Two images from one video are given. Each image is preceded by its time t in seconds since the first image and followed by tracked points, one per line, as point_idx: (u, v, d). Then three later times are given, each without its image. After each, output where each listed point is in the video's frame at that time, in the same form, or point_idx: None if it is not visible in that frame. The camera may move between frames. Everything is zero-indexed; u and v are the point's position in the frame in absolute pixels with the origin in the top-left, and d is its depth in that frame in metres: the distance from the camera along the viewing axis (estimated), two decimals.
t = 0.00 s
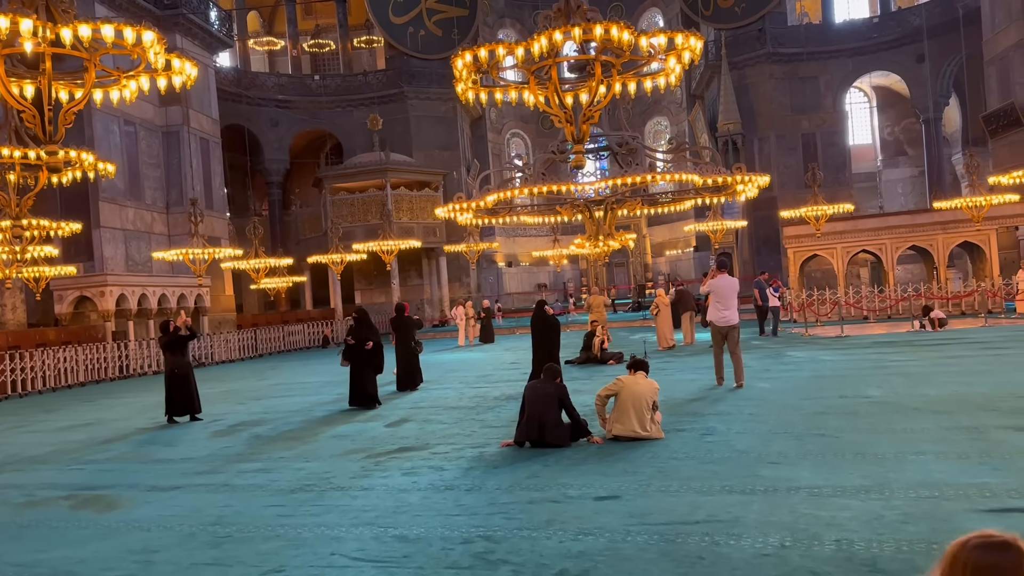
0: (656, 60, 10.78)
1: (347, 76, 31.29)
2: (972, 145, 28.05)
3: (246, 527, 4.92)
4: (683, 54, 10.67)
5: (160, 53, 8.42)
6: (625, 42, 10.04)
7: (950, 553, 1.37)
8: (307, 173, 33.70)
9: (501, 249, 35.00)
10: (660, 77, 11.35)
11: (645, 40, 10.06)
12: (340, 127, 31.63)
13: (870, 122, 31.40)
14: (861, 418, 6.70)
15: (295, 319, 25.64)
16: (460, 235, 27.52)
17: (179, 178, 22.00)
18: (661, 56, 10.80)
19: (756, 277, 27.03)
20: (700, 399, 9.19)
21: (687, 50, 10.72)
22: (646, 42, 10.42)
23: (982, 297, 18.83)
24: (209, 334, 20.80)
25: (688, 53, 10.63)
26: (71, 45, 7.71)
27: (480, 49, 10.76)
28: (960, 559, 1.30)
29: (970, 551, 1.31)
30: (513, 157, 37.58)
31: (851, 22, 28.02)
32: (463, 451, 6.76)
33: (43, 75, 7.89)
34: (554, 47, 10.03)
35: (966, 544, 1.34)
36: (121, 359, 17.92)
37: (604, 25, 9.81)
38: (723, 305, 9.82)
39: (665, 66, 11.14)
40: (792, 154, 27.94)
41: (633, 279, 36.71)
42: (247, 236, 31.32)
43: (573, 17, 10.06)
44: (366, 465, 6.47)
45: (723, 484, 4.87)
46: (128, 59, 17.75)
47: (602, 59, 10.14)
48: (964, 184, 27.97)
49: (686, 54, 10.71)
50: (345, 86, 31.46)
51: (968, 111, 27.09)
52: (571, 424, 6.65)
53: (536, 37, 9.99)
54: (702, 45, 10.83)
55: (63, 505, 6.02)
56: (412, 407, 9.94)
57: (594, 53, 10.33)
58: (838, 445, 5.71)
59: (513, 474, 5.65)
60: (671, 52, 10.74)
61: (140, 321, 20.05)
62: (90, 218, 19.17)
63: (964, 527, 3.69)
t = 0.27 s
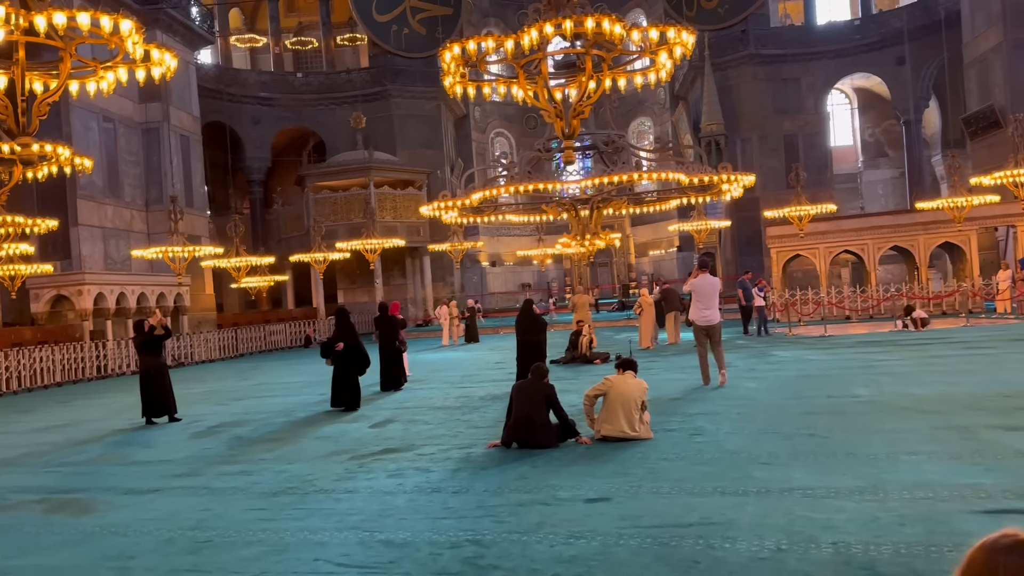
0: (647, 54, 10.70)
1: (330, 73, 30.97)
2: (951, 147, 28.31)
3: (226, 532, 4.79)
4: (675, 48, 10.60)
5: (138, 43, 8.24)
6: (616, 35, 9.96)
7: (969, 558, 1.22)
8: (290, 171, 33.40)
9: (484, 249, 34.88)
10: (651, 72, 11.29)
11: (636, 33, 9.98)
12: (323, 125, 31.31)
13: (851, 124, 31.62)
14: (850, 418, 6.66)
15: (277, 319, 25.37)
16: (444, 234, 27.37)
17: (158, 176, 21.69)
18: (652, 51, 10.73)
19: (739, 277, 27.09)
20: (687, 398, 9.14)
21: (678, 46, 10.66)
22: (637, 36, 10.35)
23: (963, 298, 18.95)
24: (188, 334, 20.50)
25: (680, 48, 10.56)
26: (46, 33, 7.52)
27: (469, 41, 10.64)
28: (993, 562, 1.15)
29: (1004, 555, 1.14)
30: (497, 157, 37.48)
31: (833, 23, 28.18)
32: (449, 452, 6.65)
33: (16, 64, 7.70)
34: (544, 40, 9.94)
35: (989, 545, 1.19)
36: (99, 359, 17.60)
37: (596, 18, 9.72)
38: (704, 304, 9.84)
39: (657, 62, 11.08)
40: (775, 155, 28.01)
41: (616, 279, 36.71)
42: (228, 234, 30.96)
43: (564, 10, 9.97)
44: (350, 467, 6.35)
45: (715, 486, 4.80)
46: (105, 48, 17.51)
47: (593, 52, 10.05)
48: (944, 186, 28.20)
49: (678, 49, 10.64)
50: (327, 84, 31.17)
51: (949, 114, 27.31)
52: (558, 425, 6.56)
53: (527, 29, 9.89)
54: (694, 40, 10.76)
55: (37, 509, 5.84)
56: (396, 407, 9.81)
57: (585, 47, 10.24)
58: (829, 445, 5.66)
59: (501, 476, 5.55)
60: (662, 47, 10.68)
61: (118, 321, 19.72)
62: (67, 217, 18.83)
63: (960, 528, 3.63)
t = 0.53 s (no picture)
0: (646, 49, 10.62)
1: (317, 71, 30.67)
2: (936, 149, 28.47)
3: (210, 539, 4.63)
4: (674, 44, 10.53)
5: (121, 35, 8.04)
6: (615, 29, 9.87)
7: None
8: (275, 169, 33.12)
9: (472, 248, 34.74)
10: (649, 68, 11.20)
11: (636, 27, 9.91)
12: (309, 123, 30.98)
13: (838, 125, 31.74)
14: (847, 420, 6.58)
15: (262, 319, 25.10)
16: (431, 233, 27.20)
17: (142, 174, 21.39)
18: (652, 46, 10.65)
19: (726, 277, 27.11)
20: (680, 399, 9.05)
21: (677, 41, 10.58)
22: (636, 30, 10.26)
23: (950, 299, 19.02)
24: (172, 333, 20.24)
25: (679, 43, 10.50)
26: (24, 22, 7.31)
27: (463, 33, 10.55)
28: None
29: None
30: (485, 156, 37.34)
31: (820, 24, 28.24)
32: (439, 455, 6.51)
33: None
34: (541, 33, 9.87)
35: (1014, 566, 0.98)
36: (81, 359, 17.31)
37: (595, 10, 9.62)
38: (694, 305, 9.71)
39: (655, 57, 10.99)
40: (762, 156, 28.05)
41: (604, 279, 36.65)
42: (212, 232, 30.62)
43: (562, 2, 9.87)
44: (339, 471, 6.20)
45: (714, 491, 4.70)
46: (88, 39, 17.31)
47: (591, 46, 9.95)
48: (930, 187, 28.36)
49: (677, 44, 10.56)
50: (313, 81, 30.85)
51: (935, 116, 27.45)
52: (552, 427, 6.44)
53: (524, 21, 9.78)
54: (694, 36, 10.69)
55: (14, 514, 5.66)
56: (385, 408, 9.66)
57: (582, 40, 10.14)
58: (827, 449, 5.57)
59: (494, 480, 5.42)
60: (661, 42, 10.59)
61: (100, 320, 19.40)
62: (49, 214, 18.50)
63: (968, 535, 3.54)
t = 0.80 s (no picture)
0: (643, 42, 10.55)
1: (304, 67, 30.41)
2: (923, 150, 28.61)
3: (195, 543, 4.50)
4: (672, 38, 10.48)
5: (105, 25, 7.88)
6: (612, 21, 9.79)
7: None
8: (262, 167, 32.86)
9: (461, 247, 34.62)
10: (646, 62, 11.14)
11: (633, 20, 9.84)
12: (297, 121, 30.69)
13: (826, 125, 31.83)
14: (843, 421, 6.52)
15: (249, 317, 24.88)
16: (420, 231, 27.05)
17: (127, 170, 21.12)
18: (649, 39, 10.58)
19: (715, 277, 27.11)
20: (672, 399, 8.98)
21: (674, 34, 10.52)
22: (634, 23, 10.19)
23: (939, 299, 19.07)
24: (157, 332, 20.01)
25: (677, 37, 10.45)
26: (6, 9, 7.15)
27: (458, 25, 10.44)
28: None
29: None
30: (473, 154, 37.22)
31: (809, 25, 28.29)
32: (430, 456, 6.39)
33: None
34: (537, 25, 9.77)
35: None
36: (64, 357, 17.05)
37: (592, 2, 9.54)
38: (686, 304, 9.65)
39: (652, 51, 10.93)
40: (751, 155, 28.07)
41: (592, 278, 36.61)
42: (198, 230, 30.32)
43: None
44: (328, 473, 6.07)
45: (711, 493, 4.61)
46: (72, 31, 17.10)
47: (587, 38, 9.87)
48: (918, 188, 28.46)
49: (675, 38, 10.49)
50: (301, 78, 30.56)
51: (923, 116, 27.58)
52: (544, 428, 6.34)
53: (520, 13, 9.68)
54: (691, 30, 10.65)
55: None
56: (374, 408, 9.53)
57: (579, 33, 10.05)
58: (824, 450, 5.50)
59: (487, 482, 5.32)
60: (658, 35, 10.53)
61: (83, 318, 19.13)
62: (32, 211, 18.21)
63: (974, 540, 3.46)
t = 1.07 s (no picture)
0: (635, 35, 10.46)
1: (288, 63, 30.10)
2: (907, 150, 28.79)
3: (171, 547, 4.36)
4: (664, 30, 10.32)
5: (80, 13, 7.70)
6: (604, 13, 9.67)
7: None
8: (246, 164, 32.55)
9: (446, 246, 34.46)
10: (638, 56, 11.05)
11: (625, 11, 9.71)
12: (280, 117, 30.37)
13: (811, 125, 31.94)
14: (833, 421, 6.46)
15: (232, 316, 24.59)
16: (405, 230, 26.87)
17: (109, 166, 20.79)
18: (641, 31, 10.48)
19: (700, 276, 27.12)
20: (660, 398, 8.91)
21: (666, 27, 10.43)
22: (626, 15, 10.08)
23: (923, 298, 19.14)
24: (138, 330, 19.74)
25: (669, 30, 10.29)
26: None
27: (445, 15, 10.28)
28: None
29: None
30: (459, 153, 37.07)
31: (795, 24, 28.35)
32: (416, 456, 6.27)
33: None
34: (527, 15, 9.63)
35: None
36: (43, 356, 16.75)
37: None
38: (675, 303, 9.57)
39: (644, 44, 10.83)
40: (736, 155, 28.11)
41: (578, 277, 36.59)
42: (180, 227, 29.98)
43: None
44: (311, 474, 5.94)
45: (703, 495, 4.52)
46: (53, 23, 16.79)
47: (578, 30, 9.76)
48: (902, 188, 28.60)
49: (667, 30, 10.40)
50: (285, 74, 30.23)
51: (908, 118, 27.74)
52: (532, 428, 6.24)
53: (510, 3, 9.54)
54: (685, 23, 10.48)
55: None
56: (358, 407, 9.40)
57: (570, 24, 9.93)
58: (814, 451, 5.44)
59: (473, 484, 5.20)
60: (650, 28, 10.43)
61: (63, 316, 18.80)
62: (10, 208, 17.85)
63: (972, 544, 3.39)
